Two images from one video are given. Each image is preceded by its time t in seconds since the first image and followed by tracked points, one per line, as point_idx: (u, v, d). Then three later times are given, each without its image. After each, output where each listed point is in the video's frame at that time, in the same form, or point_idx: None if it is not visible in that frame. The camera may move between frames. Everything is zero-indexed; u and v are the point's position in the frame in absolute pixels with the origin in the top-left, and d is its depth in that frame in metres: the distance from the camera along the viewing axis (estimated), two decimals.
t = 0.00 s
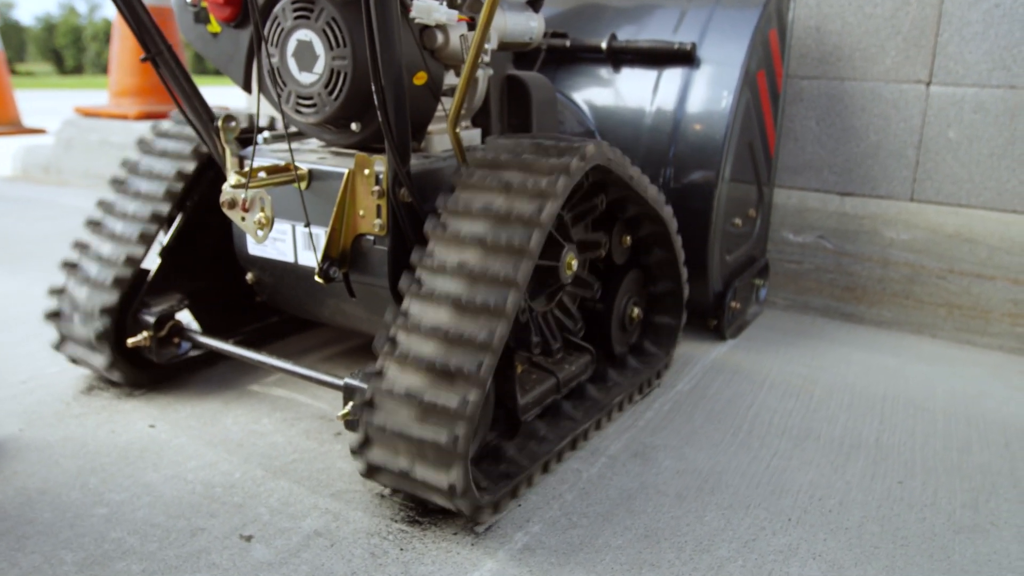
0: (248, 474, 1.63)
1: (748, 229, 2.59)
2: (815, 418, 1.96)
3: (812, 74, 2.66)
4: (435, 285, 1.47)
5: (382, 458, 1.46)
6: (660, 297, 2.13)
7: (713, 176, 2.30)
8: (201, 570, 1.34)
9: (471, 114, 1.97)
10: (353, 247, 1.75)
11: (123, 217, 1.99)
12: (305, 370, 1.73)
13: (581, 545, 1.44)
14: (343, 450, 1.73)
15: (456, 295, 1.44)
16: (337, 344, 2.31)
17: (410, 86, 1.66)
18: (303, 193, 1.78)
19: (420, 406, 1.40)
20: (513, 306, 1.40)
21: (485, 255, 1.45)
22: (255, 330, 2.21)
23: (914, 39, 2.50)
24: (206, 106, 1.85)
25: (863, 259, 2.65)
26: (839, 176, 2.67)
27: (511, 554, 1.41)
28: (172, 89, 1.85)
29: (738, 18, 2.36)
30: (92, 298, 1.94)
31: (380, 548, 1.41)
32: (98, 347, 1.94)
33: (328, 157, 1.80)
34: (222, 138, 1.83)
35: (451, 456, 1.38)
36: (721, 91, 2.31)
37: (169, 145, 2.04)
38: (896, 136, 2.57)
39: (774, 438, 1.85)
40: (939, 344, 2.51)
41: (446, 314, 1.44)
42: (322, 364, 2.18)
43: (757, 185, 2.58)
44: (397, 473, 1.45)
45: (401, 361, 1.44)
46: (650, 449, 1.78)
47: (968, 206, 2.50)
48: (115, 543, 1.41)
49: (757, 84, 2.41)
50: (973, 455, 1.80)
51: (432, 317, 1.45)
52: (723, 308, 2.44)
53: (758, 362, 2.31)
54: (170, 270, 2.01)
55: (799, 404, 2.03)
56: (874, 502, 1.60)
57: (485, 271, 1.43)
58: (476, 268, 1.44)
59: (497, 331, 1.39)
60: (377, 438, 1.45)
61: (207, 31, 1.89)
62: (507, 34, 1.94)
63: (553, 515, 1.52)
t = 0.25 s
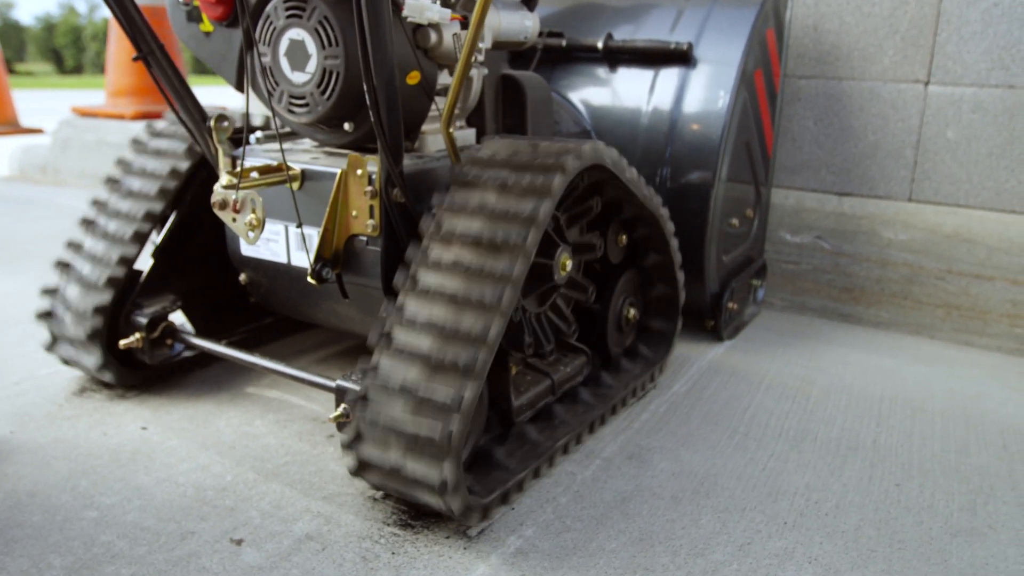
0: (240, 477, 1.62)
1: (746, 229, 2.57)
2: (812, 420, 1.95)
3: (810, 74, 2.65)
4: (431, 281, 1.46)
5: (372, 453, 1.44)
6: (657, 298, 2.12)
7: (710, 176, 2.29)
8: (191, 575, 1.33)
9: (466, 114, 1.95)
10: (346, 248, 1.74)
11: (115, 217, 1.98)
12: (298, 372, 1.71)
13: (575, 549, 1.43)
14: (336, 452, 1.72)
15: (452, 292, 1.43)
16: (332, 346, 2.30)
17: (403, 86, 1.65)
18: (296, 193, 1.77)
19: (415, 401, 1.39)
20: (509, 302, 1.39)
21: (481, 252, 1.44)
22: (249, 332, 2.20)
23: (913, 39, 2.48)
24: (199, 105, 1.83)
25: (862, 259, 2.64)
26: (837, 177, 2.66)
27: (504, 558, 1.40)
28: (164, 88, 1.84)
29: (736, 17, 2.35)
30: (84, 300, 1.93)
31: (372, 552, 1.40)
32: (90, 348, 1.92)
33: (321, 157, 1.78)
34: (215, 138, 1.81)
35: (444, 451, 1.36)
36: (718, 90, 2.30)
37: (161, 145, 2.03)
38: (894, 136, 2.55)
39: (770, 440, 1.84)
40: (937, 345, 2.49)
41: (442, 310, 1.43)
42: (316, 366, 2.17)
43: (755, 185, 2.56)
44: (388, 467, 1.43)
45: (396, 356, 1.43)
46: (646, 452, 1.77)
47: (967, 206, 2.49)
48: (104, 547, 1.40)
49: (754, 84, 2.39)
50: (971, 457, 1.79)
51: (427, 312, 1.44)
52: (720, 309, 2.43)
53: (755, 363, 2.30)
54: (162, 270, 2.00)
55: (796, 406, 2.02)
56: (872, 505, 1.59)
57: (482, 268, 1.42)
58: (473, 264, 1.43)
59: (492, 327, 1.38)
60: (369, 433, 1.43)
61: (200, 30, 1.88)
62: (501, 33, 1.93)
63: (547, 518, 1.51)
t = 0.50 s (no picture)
0: (232, 480, 1.61)
1: (743, 230, 2.56)
2: (809, 422, 1.94)
3: (807, 74, 2.64)
4: (429, 271, 1.45)
5: (366, 444, 1.42)
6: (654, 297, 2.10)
7: (707, 176, 2.28)
8: None
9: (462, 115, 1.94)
10: (340, 249, 1.73)
11: (108, 219, 1.96)
12: (292, 375, 1.70)
13: (569, 553, 1.42)
14: (329, 455, 1.71)
15: (450, 281, 1.42)
16: (327, 348, 2.29)
17: (397, 86, 1.64)
18: (289, 195, 1.76)
19: (413, 390, 1.37)
20: (507, 292, 1.38)
21: (479, 241, 1.43)
22: (244, 334, 2.19)
23: (911, 39, 2.47)
24: (191, 107, 1.82)
25: (860, 260, 2.63)
26: (835, 177, 2.65)
27: (497, 562, 1.39)
28: (158, 91, 1.83)
29: (733, 17, 2.34)
30: (77, 302, 1.92)
31: (364, 556, 1.39)
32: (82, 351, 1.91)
33: (315, 159, 1.77)
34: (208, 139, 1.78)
35: (443, 439, 1.34)
36: (715, 90, 2.29)
37: (155, 146, 2.02)
38: (892, 136, 2.54)
39: (767, 443, 1.83)
40: (936, 347, 2.48)
41: (439, 299, 1.41)
42: (310, 369, 2.16)
43: (752, 186, 2.55)
44: (381, 459, 1.40)
45: (393, 347, 1.42)
46: (641, 455, 1.76)
47: (965, 207, 2.48)
48: (94, 552, 1.39)
49: (751, 84, 2.38)
50: (968, 460, 1.78)
51: (425, 302, 1.42)
52: (717, 310, 2.42)
53: (752, 365, 2.29)
54: (156, 270, 1.99)
55: (793, 408, 2.01)
56: (868, 508, 1.58)
57: (480, 257, 1.42)
58: (470, 253, 1.42)
59: (491, 316, 1.37)
60: (364, 424, 1.41)
61: (193, 31, 1.87)
62: (496, 33, 1.92)
63: (541, 522, 1.50)
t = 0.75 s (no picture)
0: (224, 483, 1.60)
1: (741, 230, 2.55)
2: (806, 424, 1.92)
3: (805, 74, 2.63)
4: (428, 261, 1.44)
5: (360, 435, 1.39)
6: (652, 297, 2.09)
7: (704, 176, 2.26)
8: None
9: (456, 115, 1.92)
10: (334, 250, 1.71)
11: (101, 219, 1.95)
12: (287, 377, 1.69)
13: (563, 557, 1.40)
14: (322, 458, 1.69)
15: (449, 270, 1.41)
16: (322, 349, 2.28)
17: (391, 86, 1.63)
18: (281, 196, 1.75)
19: (411, 379, 1.36)
20: (506, 281, 1.36)
21: (478, 231, 1.43)
22: (239, 335, 2.18)
23: (909, 39, 2.46)
24: (185, 108, 1.81)
25: (858, 261, 2.61)
26: (833, 178, 2.64)
27: (490, 567, 1.38)
28: (151, 92, 1.82)
29: (730, 17, 2.33)
30: (69, 303, 1.91)
31: (356, 561, 1.38)
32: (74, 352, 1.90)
33: (309, 159, 1.76)
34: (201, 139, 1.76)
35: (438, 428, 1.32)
36: (713, 90, 2.27)
37: (149, 147, 2.01)
38: (891, 136, 2.53)
39: (764, 445, 1.82)
40: (934, 348, 2.47)
41: (439, 290, 1.41)
42: (305, 371, 2.14)
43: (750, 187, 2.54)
44: (374, 448, 1.37)
45: (392, 337, 1.41)
46: (637, 458, 1.74)
47: (964, 208, 2.47)
48: (83, 556, 1.37)
49: (748, 84, 2.37)
50: (966, 463, 1.77)
51: (424, 293, 1.42)
52: (714, 311, 2.41)
53: (749, 366, 2.28)
54: (150, 270, 1.98)
55: (790, 410, 2.00)
56: (865, 512, 1.57)
57: (479, 246, 1.41)
58: (469, 243, 1.42)
59: (489, 305, 1.35)
60: (359, 413, 1.39)
61: (186, 30, 1.86)
62: (491, 33, 1.90)
63: (535, 526, 1.49)
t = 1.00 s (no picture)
0: (216, 486, 1.59)
1: (739, 230, 2.54)
2: (803, 426, 1.91)
3: (803, 74, 2.61)
4: (428, 247, 1.44)
5: (357, 417, 1.37)
6: (648, 297, 2.08)
7: (701, 176, 2.25)
8: None
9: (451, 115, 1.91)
10: (327, 250, 1.70)
11: (94, 220, 1.94)
12: (280, 377, 1.67)
13: (556, 561, 1.39)
14: (315, 460, 1.68)
15: (450, 255, 1.41)
16: (317, 351, 2.27)
17: (385, 86, 1.62)
18: (274, 196, 1.73)
19: (411, 361, 1.35)
20: (506, 265, 1.36)
21: (479, 218, 1.43)
22: (233, 336, 2.17)
23: (907, 38, 2.45)
24: (178, 107, 1.79)
25: (856, 262, 2.60)
26: (831, 178, 2.62)
27: (482, 571, 1.36)
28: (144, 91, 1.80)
29: (727, 16, 2.31)
30: (59, 304, 1.88)
31: (347, 565, 1.36)
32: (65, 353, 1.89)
33: (302, 159, 1.75)
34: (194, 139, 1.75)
35: (437, 409, 1.30)
36: (710, 89, 2.26)
37: (142, 147, 2.00)
38: (889, 136, 2.52)
39: (760, 447, 1.80)
40: (933, 349, 2.45)
41: (438, 275, 1.40)
42: (299, 373, 2.13)
43: (747, 187, 2.53)
44: (369, 431, 1.35)
45: (392, 321, 1.40)
46: (632, 460, 1.73)
47: (962, 208, 2.45)
48: (72, 560, 1.36)
49: (746, 83, 2.36)
50: (963, 465, 1.75)
51: (423, 277, 1.40)
52: (712, 312, 2.39)
53: (746, 368, 2.26)
54: (144, 270, 1.96)
55: (786, 412, 1.99)
56: (861, 515, 1.55)
57: (480, 232, 1.41)
58: (471, 229, 1.42)
59: (490, 288, 1.34)
60: (357, 396, 1.38)
61: (178, 30, 1.85)
62: (485, 33, 1.89)
63: (528, 529, 1.48)
